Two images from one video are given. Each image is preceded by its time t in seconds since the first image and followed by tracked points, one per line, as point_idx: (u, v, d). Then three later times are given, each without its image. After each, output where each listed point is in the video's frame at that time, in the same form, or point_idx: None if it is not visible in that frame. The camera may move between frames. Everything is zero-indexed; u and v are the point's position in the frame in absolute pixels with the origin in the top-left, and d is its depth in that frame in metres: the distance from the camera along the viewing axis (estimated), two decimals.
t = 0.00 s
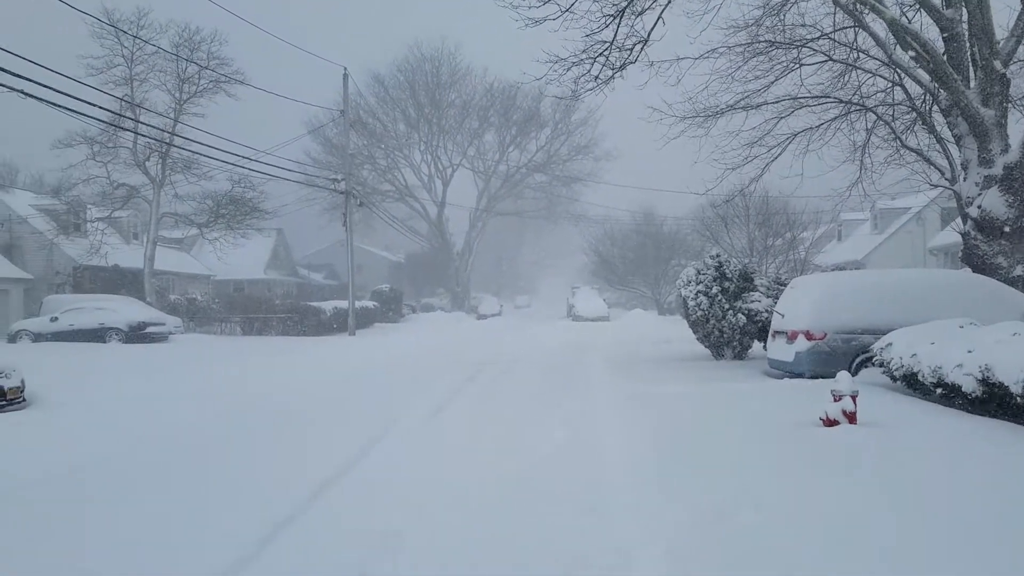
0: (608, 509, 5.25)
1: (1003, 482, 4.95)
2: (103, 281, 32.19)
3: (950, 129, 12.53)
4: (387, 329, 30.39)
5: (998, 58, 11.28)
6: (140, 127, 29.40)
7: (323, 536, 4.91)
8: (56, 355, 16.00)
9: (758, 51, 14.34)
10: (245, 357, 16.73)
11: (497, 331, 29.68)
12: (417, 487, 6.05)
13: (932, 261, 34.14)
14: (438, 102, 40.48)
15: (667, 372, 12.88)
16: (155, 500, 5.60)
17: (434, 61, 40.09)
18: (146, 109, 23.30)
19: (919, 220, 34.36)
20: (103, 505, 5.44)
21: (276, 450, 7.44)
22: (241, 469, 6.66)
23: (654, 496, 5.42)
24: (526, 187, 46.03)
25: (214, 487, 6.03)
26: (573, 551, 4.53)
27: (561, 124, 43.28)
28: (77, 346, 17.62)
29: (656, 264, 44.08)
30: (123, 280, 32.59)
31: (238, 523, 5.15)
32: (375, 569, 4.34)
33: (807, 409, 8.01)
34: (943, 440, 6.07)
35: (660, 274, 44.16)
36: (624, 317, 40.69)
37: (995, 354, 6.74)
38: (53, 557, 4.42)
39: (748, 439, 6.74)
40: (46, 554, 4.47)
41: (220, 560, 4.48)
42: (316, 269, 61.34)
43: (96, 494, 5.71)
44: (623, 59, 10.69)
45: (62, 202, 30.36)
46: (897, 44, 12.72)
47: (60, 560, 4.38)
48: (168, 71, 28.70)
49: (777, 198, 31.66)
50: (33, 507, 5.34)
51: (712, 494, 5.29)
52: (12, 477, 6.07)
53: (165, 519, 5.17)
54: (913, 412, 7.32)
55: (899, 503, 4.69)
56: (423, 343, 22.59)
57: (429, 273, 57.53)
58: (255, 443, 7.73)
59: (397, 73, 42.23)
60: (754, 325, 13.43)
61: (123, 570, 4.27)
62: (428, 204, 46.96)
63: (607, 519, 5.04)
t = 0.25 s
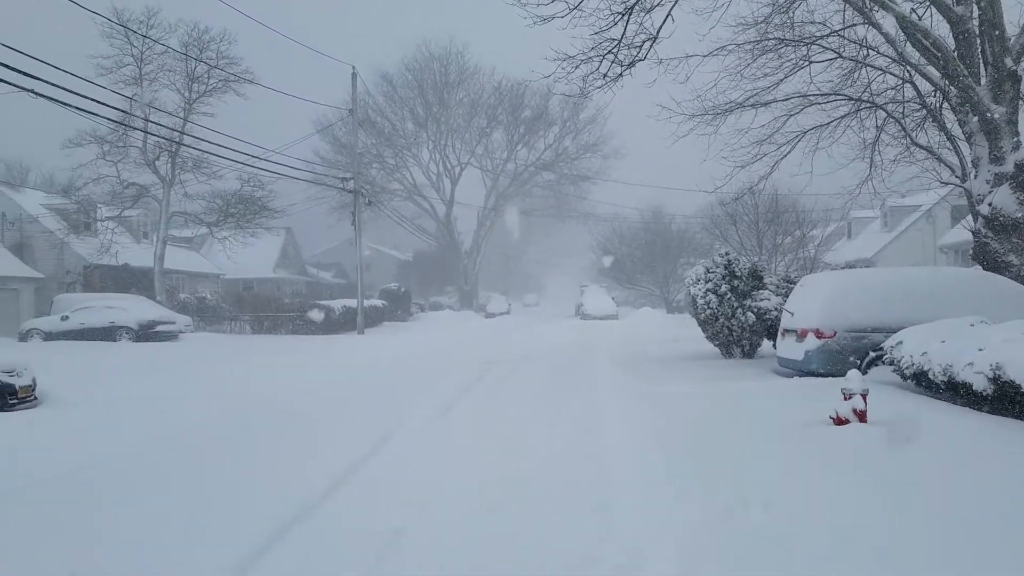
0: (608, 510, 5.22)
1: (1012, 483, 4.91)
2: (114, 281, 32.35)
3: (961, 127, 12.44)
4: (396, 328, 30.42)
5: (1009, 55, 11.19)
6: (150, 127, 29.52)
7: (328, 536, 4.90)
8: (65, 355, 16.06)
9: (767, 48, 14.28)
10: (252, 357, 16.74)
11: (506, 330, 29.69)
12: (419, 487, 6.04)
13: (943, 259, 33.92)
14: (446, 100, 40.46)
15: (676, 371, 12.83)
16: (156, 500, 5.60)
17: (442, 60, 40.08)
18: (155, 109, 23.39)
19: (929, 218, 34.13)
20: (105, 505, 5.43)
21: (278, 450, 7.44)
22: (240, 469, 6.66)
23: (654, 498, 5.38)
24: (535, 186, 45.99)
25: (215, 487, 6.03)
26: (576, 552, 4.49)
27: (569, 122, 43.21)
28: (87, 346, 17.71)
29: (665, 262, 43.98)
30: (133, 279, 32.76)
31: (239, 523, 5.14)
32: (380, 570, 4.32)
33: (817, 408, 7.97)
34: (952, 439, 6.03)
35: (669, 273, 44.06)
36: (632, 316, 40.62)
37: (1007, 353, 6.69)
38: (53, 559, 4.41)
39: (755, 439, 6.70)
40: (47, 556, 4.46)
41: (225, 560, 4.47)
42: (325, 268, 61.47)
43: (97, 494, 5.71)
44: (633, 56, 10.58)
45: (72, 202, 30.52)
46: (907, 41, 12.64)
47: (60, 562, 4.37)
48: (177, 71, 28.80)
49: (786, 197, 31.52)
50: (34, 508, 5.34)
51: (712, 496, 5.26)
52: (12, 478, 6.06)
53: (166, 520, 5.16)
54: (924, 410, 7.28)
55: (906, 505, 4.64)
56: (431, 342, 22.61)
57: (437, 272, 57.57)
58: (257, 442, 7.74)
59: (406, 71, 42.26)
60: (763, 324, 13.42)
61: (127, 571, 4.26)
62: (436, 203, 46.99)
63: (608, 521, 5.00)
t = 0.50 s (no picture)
0: (615, 512, 5.13)
1: None
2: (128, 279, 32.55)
3: (975, 122, 12.32)
4: (408, 326, 30.49)
5: None
6: (163, 125, 29.69)
7: (337, 535, 4.87)
8: (79, 352, 16.17)
9: (780, 43, 14.20)
10: (263, 354, 16.78)
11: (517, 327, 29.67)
12: (424, 486, 5.99)
13: (958, 256, 33.66)
14: (458, 98, 40.44)
15: (688, 368, 12.79)
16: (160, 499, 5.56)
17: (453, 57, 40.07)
18: (169, 108, 23.52)
19: (944, 214, 33.86)
20: (109, 505, 5.39)
21: (283, 448, 7.40)
22: (242, 467, 6.60)
23: (661, 500, 5.29)
24: (546, 183, 45.96)
25: (221, 485, 6.00)
26: (584, 555, 4.41)
27: (581, 119, 43.13)
28: (102, 343, 17.84)
29: (677, 259, 43.85)
30: (147, 277, 32.99)
31: (244, 522, 5.09)
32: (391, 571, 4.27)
33: (831, 406, 7.91)
34: (967, 438, 5.97)
35: (681, 270, 43.95)
36: (644, 313, 40.54)
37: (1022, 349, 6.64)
38: (54, 560, 4.35)
39: (767, 438, 6.65)
40: (50, 557, 4.40)
41: (234, 560, 4.43)
42: (337, 265, 61.65)
43: (98, 494, 5.65)
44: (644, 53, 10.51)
45: (87, 200, 30.73)
46: (921, 36, 12.53)
47: (62, 564, 4.30)
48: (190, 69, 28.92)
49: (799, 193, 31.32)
50: (36, 509, 5.29)
51: (719, 498, 5.17)
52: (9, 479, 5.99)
53: (169, 519, 5.11)
54: (938, 408, 7.23)
55: (921, 505, 4.55)
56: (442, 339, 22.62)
57: (449, 270, 57.65)
58: (261, 440, 7.70)
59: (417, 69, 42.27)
60: (776, 321, 13.33)
61: (135, 571, 4.22)
62: (448, 200, 47.01)
63: (614, 523, 4.93)
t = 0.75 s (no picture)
0: (624, 513, 5.12)
1: None
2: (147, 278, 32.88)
3: (996, 118, 12.21)
4: (423, 324, 30.58)
5: None
6: (181, 125, 29.94)
7: (355, 535, 4.90)
8: (98, 351, 16.34)
9: (797, 40, 14.12)
10: (278, 353, 16.88)
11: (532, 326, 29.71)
12: (435, 485, 6.02)
13: (978, 253, 33.32)
14: (473, 96, 40.48)
15: (704, 367, 12.76)
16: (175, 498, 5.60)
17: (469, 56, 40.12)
18: (187, 109, 23.71)
19: (964, 211, 33.52)
20: (125, 505, 5.43)
21: (296, 447, 7.45)
22: (252, 467, 6.64)
23: (670, 501, 5.27)
24: (561, 181, 45.94)
25: (240, 484, 6.06)
26: (597, 556, 4.40)
27: (596, 117, 43.05)
28: (121, 342, 18.04)
29: (693, 258, 43.69)
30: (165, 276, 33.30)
31: (258, 521, 5.13)
32: (409, 570, 4.29)
33: (849, 404, 7.87)
34: (988, 437, 5.93)
35: (697, 268, 43.79)
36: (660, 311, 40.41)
37: None
38: (78, 560, 4.41)
39: (785, 437, 6.63)
40: (70, 557, 4.45)
41: (253, 559, 4.47)
42: (353, 264, 61.92)
43: (110, 495, 5.68)
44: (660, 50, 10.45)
45: (106, 200, 31.07)
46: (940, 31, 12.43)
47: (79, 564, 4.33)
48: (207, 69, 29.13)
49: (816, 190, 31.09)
50: (59, 508, 5.36)
51: (728, 501, 5.13)
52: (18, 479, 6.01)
53: (184, 519, 5.15)
54: (958, 406, 7.19)
55: (940, 507, 4.52)
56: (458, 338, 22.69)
57: (465, 269, 57.75)
58: (272, 439, 7.77)
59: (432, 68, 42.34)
60: (793, 319, 13.27)
61: (155, 571, 4.26)
62: (463, 199, 47.09)
63: (627, 524, 4.92)
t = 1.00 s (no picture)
0: (642, 515, 5.10)
1: None
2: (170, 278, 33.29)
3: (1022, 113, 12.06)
4: (443, 323, 30.71)
5: None
6: (204, 126, 30.27)
7: (378, 533, 4.97)
8: (122, 350, 16.57)
9: (819, 36, 14.02)
10: (299, 351, 17.03)
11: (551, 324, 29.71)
12: (452, 485, 6.05)
13: (1003, 249, 32.85)
14: (493, 94, 40.51)
15: (726, 365, 12.72)
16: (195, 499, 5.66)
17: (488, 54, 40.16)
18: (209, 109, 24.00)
19: (989, 206, 33.05)
20: (147, 505, 5.47)
21: (317, 445, 7.55)
22: (270, 466, 6.70)
23: (688, 504, 5.24)
24: (580, 179, 45.88)
25: (264, 483, 6.15)
26: (618, 560, 4.39)
27: (616, 114, 42.94)
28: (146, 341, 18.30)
29: (714, 255, 43.46)
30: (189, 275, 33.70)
31: (278, 522, 5.17)
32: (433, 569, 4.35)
33: (872, 403, 7.84)
34: (1014, 436, 5.89)
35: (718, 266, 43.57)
36: (681, 309, 40.22)
37: None
38: (108, 558, 4.50)
39: (806, 436, 6.62)
40: (101, 555, 4.54)
41: (281, 556, 4.55)
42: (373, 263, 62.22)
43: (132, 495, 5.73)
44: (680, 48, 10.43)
45: (131, 201, 31.49)
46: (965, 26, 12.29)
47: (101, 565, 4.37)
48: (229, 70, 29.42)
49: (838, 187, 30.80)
50: (88, 505, 5.46)
51: (745, 504, 5.10)
52: (38, 479, 6.04)
53: (210, 517, 5.24)
54: (984, 404, 7.15)
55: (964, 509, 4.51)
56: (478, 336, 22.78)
57: (484, 267, 57.85)
58: (291, 438, 7.84)
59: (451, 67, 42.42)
60: (816, 317, 13.22)
61: (186, 568, 4.35)
62: (483, 197, 47.18)
63: (648, 523, 4.94)
